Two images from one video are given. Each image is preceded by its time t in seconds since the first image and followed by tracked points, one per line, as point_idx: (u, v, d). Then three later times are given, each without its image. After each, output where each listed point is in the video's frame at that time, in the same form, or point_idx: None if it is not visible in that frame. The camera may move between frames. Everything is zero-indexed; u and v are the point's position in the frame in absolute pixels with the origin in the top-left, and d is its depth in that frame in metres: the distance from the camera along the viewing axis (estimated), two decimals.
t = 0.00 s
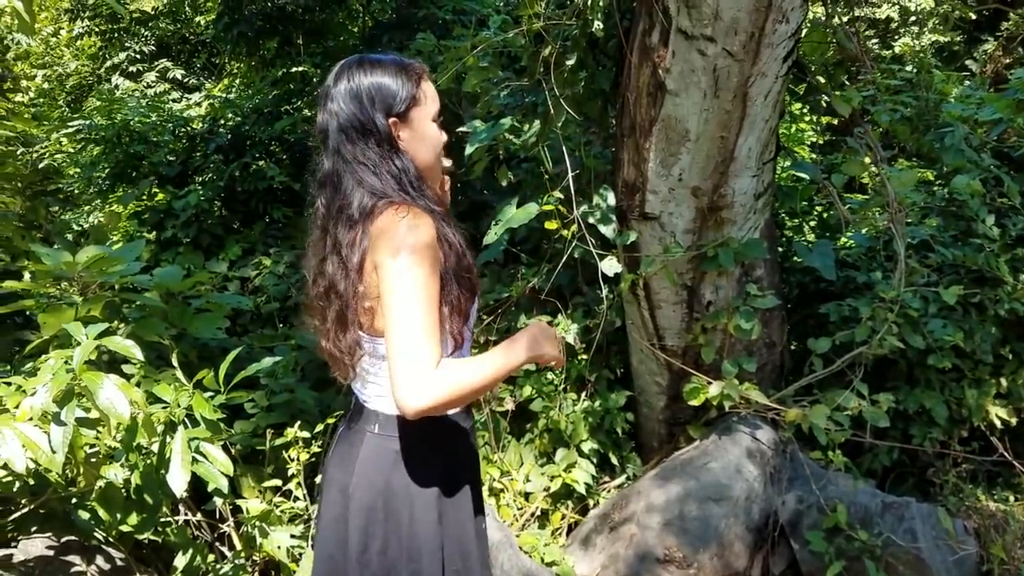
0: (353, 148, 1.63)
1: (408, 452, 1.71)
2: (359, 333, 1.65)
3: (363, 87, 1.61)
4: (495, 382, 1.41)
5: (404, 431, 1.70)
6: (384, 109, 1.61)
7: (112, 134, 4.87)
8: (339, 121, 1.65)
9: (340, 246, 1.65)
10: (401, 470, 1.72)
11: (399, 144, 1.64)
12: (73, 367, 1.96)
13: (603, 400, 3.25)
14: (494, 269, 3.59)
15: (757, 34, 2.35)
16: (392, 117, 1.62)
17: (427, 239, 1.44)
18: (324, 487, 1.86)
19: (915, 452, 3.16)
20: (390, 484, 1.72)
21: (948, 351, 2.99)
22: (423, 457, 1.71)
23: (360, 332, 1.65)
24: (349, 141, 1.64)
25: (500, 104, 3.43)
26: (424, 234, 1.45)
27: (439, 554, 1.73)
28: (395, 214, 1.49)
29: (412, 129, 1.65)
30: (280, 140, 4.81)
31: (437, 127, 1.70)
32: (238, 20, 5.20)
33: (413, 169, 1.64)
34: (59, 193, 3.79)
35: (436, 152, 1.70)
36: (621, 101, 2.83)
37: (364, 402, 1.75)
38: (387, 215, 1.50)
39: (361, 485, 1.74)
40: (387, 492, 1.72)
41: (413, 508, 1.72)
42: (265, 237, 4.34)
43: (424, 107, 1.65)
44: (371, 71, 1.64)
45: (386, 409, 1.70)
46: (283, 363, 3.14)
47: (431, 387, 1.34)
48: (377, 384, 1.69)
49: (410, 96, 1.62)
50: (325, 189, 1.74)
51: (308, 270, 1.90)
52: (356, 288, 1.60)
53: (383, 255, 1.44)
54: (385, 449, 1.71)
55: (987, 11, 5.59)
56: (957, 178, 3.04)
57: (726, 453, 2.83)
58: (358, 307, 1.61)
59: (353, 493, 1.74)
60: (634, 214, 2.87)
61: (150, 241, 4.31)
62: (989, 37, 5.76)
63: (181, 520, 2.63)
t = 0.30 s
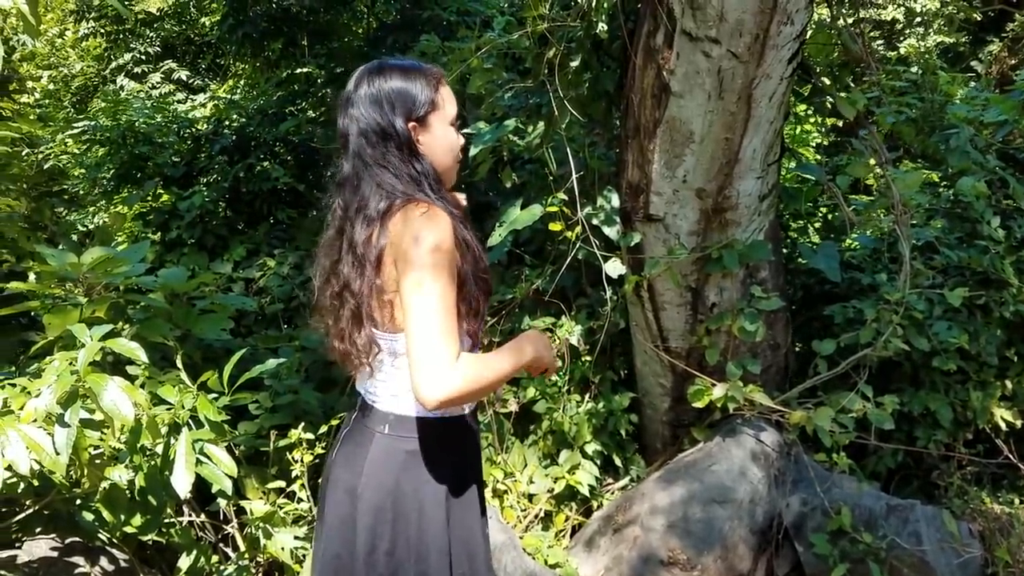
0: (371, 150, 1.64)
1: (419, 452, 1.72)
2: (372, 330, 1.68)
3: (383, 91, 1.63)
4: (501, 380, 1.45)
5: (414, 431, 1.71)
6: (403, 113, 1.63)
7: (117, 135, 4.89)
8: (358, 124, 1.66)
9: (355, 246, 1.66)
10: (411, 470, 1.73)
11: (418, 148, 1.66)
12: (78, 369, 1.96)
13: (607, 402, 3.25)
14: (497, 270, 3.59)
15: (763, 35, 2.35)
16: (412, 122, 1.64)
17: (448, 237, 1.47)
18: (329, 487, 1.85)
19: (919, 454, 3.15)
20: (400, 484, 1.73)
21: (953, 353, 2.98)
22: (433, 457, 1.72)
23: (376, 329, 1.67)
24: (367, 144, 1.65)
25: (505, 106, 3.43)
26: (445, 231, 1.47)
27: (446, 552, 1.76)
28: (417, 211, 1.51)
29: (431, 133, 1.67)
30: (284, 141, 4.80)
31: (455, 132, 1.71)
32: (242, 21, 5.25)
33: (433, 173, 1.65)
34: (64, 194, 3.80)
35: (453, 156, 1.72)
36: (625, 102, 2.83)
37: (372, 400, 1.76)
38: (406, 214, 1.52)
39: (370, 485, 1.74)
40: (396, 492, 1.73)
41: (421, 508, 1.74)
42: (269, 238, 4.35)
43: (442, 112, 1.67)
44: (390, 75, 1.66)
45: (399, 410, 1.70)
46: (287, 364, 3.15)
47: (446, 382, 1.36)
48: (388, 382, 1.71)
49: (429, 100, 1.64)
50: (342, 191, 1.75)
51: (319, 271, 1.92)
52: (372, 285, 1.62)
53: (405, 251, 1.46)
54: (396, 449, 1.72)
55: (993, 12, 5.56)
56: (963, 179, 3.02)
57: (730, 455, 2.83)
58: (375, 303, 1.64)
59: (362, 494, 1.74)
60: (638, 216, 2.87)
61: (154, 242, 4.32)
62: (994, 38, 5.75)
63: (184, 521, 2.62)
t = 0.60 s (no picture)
0: (390, 152, 1.68)
1: (422, 450, 1.74)
2: (380, 320, 1.71)
3: (403, 96, 1.68)
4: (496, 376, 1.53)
5: (418, 428, 1.73)
6: (422, 118, 1.68)
7: (120, 136, 4.90)
8: (377, 127, 1.71)
9: (369, 243, 1.70)
10: (414, 468, 1.75)
11: (435, 152, 1.70)
12: (81, 369, 1.97)
13: (609, 402, 3.25)
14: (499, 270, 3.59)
15: (763, 36, 2.35)
16: (430, 127, 1.69)
17: (460, 232, 1.53)
18: (333, 484, 1.87)
19: (921, 455, 3.15)
20: (403, 482, 1.74)
21: (955, 354, 2.98)
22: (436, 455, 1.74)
23: (384, 320, 1.70)
24: (385, 146, 1.69)
25: (507, 106, 3.43)
26: (457, 226, 1.53)
27: (448, 551, 1.77)
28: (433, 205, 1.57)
29: (448, 139, 1.71)
30: (287, 142, 4.81)
31: (470, 139, 1.76)
32: (245, 22, 5.26)
33: (449, 177, 1.70)
34: (66, 194, 3.81)
35: (468, 162, 1.77)
36: (627, 103, 2.84)
37: (375, 397, 1.79)
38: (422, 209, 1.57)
39: (373, 483, 1.76)
40: (399, 490, 1.75)
41: (424, 506, 1.75)
42: (272, 239, 4.36)
43: (460, 119, 1.72)
44: (410, 82, 1.71)
45: (404, 406, 1.73)
46: (289, 365, 3.16)
47: (449, 369, 1.42)
48: (393, 374, 1.73)
49: (448, 107, 1.69)
50: (357, 192, 1.79)
51: (329, 268, 1.95)
52: (382, 275, 1.67)
53: (419, 242, 1.52)
54: (400, 446, 1.74)
55: (996, 12, 5.54)
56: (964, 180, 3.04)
57: (732, 455, 2.83)
58: (384, 293, 1.69)
59: (365, 492, 1.76)
60: (640, 216, 2.87)
61: (157, 243, 4.33)
62: (995, 38, 5.76)
63: (188, 521, 2.63)
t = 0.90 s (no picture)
0: (425, 162, 1.71)
1: (414, 447, 1.74)
2: (393, 310, 1.73)
3: (440, 108, 1.71)
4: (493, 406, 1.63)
5: (414, 425, 1.73)
6: (458, 130, 1.71)
7: (123, 137, 4.91)
8: (413, 137, 1.74)
9: (393, 244, 1.72)
10: (406, 465, 1.75)
11: (469, 164, 1.73)
12: (86, 369, 1.97)
13: (612, 403, 3.26)
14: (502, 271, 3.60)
15: (767, 37, 2.36)
16: (465, 139, 1.72)
17: (483, 242, 1.61)
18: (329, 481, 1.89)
19: (924, 456, 3.14)
20: (393, 479, 1.75)
21: (958, 355, 2.98)
22: (427, 454, 1.74)
23: (400, 316, 1.73)
24: (420, 156, 1.73)
25: (509, 107, 3.44)
26: (480, 237, 1.61)
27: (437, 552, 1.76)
28: (468, 213, 1.63)
29: (483, 152, 1.75)
30: (290, 143, 4.80)
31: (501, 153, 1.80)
32: (247, 23, 5.24)
33: (482, 188, 1.72)
34: (70, 195, 3.82)
35: (498, 174, 1.80)
36: (630, 104, 2.84)
37: (370, 394, 1.80)
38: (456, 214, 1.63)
39: (365, 480, 1.77)
40: (390, 487, 1.75)
41: (414, 504, 1.76)
42: (275, 240, 4.37)
43: (493, 132, 1.76)
44: (446, 94, 1.74)
45: (398, 403, 1.75)
46: (293, 365, 3.16)
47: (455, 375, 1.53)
48: (399, 368, 1.74)
49: (482, 120, 1.72)
50: (387, 200, 1.81)
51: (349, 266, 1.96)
52: (401, 268, 1.70)
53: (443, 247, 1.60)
54: (394, 442, 1.75)
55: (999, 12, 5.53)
56: (967, 181, 3.04)
57: (734, 456, 2.83)
58: (400, 286, 1.71)
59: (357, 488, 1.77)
60: (643, 218, 2.88)
61: (160, 243, 4.34)
62: (999, 39, 5.74)
63: (191, 521, 2.63)
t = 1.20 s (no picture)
0: (484, 201, 1.62)
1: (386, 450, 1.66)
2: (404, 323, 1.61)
3: (510, 145, 1.61)
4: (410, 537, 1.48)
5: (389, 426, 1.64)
6: (524, 172, 1.60)
7: (123, 136, 4.91)
8: (477, 171, 1.64)
9: (427, 263, 1.62)
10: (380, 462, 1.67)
11: (529, 209, 1.63)
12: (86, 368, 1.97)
13: (612, 402, 3.26)
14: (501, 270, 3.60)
15: (767, 36, 2.36)
16: (530, 184, 1.61)
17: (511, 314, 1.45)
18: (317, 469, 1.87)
19: (924, 455, 3.14)
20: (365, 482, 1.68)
21: (957, 353, 2.97)
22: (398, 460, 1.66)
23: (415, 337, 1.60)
24: (481, 193, 1.64)
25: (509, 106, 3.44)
26: (505, 316, 1.44)
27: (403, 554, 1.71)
28: (509, 270, 1.49)
29: (548, 199, 1.63)
30: (290, 143, 4.80)
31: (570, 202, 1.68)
32: (248, 23, 5.32)
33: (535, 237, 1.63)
34: (70, 195, 3.82)
35: (563, 218, 1.68)
36: (630, 103, 2.84)
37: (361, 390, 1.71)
38: (498, 266, 1.49)
39: (342, 472, 1.72)
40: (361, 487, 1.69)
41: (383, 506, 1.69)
42: (275, 239, 4.37)
43: (563, 178, 1.63)
44: (521, 132, 1.63)
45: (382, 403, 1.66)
46: (293, 365, 3.17)
47: (399, 458, 1.41)
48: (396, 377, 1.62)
49: (552, 166, 1.60)
50: (440, 223, 1.73)
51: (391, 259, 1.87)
52: (427, 287, 1.58)
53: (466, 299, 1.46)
54: (369, 438, 1.67)
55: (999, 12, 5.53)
56: (967, 180, 3.05)
57: (734, 455, 2.83)
58: (417, 305, 1.59)
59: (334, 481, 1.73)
60: (643, 217, 2.87)
61: (160, 243, 4.34)
62: (1000, 40, 5.74)
63: (191, 520, 2.66)
